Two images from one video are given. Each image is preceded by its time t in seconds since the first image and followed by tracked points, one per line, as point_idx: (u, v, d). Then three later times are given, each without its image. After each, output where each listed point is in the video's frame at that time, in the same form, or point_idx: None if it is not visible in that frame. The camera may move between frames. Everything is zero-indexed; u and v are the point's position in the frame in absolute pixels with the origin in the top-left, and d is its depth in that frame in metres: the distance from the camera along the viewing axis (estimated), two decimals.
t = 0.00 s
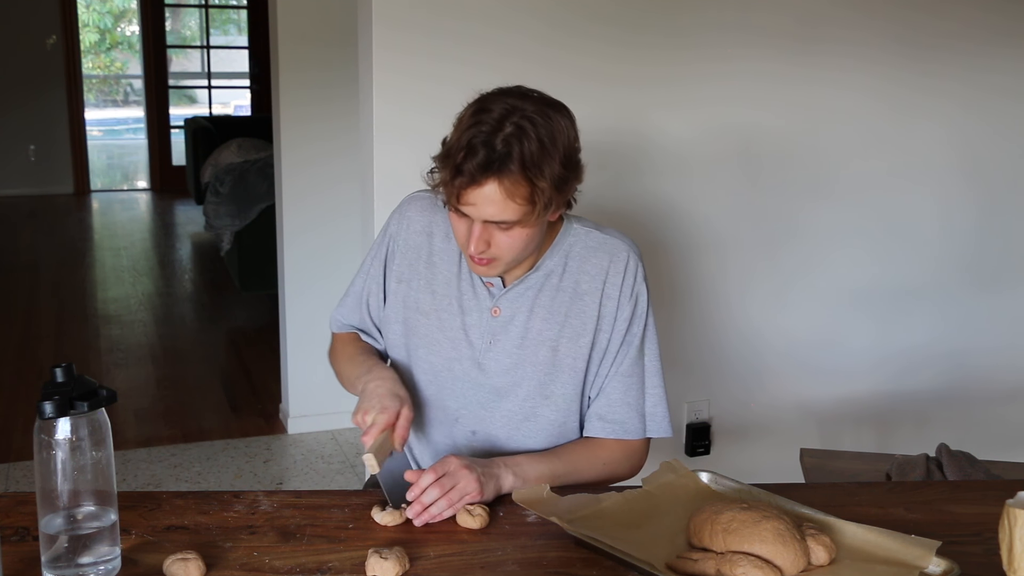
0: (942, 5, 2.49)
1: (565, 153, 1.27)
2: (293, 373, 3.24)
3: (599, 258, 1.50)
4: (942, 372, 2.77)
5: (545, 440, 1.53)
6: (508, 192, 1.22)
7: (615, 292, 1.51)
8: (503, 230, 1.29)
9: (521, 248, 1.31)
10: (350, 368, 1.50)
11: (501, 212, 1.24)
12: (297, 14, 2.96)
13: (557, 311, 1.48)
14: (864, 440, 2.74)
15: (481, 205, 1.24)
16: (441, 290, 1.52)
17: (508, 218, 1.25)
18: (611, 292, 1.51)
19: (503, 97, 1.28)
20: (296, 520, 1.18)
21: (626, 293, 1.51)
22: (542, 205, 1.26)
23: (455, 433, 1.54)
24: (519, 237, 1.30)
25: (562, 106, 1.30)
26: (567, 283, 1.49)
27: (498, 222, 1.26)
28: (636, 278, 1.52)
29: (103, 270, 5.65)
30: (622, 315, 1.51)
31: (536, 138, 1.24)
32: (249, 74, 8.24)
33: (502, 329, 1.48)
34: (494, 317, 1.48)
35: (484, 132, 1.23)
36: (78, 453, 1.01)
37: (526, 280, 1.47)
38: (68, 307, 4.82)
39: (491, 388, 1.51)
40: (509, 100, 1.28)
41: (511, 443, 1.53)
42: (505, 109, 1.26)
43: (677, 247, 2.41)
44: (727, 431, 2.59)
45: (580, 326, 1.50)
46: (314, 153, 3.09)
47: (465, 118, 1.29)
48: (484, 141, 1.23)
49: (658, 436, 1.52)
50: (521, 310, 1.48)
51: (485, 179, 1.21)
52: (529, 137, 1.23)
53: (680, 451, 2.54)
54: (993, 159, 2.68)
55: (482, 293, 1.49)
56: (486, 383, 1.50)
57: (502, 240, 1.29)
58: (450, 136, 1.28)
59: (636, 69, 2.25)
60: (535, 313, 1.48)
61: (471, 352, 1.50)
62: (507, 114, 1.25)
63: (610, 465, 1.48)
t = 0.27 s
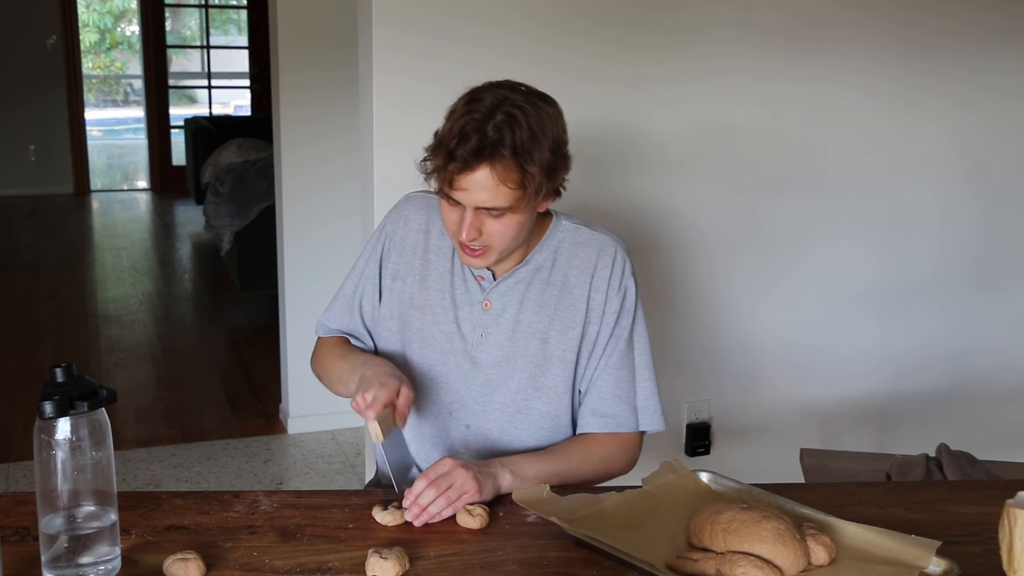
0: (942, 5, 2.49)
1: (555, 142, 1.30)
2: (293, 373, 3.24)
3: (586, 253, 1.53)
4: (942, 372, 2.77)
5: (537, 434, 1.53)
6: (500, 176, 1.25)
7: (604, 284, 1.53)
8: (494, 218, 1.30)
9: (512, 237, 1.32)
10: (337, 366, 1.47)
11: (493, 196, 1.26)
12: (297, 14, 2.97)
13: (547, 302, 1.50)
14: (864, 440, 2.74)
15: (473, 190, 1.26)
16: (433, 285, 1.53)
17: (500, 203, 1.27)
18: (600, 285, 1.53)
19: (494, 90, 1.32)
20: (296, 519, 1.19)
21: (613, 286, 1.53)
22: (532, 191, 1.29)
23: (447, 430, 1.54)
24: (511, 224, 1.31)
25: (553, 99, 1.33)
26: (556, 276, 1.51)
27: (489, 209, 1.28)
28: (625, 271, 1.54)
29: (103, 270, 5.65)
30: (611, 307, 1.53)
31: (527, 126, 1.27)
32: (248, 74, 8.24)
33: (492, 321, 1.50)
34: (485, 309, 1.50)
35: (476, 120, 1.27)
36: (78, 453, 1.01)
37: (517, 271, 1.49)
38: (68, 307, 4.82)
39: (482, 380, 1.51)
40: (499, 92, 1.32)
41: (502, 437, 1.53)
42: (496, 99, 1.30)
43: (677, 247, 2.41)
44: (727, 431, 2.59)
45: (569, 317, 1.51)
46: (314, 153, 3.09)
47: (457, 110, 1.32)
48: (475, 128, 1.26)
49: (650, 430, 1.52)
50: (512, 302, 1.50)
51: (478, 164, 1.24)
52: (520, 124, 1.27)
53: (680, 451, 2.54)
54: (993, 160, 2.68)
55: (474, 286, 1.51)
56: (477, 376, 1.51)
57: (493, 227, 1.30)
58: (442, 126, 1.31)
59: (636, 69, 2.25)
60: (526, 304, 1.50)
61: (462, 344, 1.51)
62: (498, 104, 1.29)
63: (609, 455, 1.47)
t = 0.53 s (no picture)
0: (942, 5, 2.49)
1: (541, 135, 1.33)
2: (293, 373, 3.24)
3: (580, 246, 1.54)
4: (942, 372, 2.77)
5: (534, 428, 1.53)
6: (490, 170, 1.27)
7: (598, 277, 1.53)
8: (485, 212, 1.32)
9: (502, 232, 1.34)
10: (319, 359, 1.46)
11: (483, 190, 1.28)
12: (298, 14, 2.97)
13: (542, 295, 1.51)
14: (864, 440, 2.74)
15: (464, 185, 1.28)
16: (428, 284, 1.54)
17: (490, 197, 1.29)
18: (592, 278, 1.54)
19: (482, 87, 1.35)
20: (296, 519, 1.19)
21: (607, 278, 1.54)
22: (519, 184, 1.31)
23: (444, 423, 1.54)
24: (501, 218, 1.33)
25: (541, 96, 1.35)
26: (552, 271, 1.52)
27: (479, 203, 1.30)
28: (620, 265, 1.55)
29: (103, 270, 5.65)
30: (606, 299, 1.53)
31: (512, 119, 1.29)
32: (248, 74, 8.23)
33: (486, 315, 1.51)
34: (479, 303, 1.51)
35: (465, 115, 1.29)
36: (78, 454, 1.01)
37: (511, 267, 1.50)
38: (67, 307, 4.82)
39: (478, 376, 1.51)
40: (485, 88, 1.34)
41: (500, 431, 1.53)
42: (482, 95, 1.32)
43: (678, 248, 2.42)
44: (727, 431, 2.59)
45: (564, 311, 1.52)
46: (314, 153, 3.09)
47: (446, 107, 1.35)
48: (464, 122, 1.28)
49: (646, 421, 1.52)
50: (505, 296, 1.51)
51: (467, 158, 1.26)
52: (507, 119, 1.29)
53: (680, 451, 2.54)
54: (993, 160, 2.67)
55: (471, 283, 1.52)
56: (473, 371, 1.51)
57: (485, 222, 1.32)
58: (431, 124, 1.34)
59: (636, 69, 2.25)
60: (520, 298, 1.50)
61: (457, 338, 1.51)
62: (487, 99, 1.31)
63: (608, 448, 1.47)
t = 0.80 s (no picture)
0: (941, 5, 2.49)
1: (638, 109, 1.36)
2: (292, 373, 3.24)
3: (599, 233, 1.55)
4: (942, 372, 2.77)
5: (574, 419, 1.51)
6: (615, 145, 1.29)
7: (620, 264, 1.55)
8: (601, 190, 1.34)
9: (610, 211, 1.37)
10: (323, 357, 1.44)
11: (606, 167, 1.30)
12: (298, 14, 2.97)
13: (582, 285, 1.50)
14: (864, 440, 2.74)
15: (590, 162, 1.29)
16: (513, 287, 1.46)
17: (611, 173, 1.31)
18: (616, 265, 1.55)
19: (565, 64, 1.36)
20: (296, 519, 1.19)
21: (627, 264, 1.56)
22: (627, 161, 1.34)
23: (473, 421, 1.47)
24: (610, 197, 1.35)
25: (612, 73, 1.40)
26: (588, 259, 1.50)
27: (600, 180, 1.32)
28: (636, 251, 1.59)
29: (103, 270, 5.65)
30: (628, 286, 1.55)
31: (622, 93, 1.32)
32: (248, 74, 8.23)
33: (527, 307, 1.46)
34: (517, 295, 1.46)
35: (581, 89, 1.30)
36: (78, 453, 1.01)
37: (548, 256, 1.46)
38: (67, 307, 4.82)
39: (522, 369, 1.46)
40: (583, 62, 1.35)
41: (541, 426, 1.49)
42: (584, 69, 1.33)
43: (677, 247, 2.42)
44: (727, 431, 2.59)
45: (600, 299, 1.51)
46: (314, 153, 3.09)
47: (539, 84, 1.35)
48: (585, 96, 1.29)
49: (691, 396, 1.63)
50: (544, 286, 1.47)
51: (595, 134, 1.27)
52: (619, 93, 1.32)
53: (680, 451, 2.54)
54: (994, 160, 2.67)
55: (505, 274, 1.45)
56: (514, 365, 1.46)
57: (599, 200, 1.34)
58: (535, 101, 1.33)
59: (635, 70, 2.25)
60: (562, 287, 1.48)
61: (494, 332, 1.45)
62: (590, 74, 1.32)
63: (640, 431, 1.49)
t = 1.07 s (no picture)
0: (941, 5, 2.49)
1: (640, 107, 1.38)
2: (292, 373, 3.24)
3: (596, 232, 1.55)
4: (942, 372, 2.77)
5: (572, 419, 1.51)
6: (623, 142, 1.30)
7: (617, 263, 1.56)
8: (608, 189, 1.34)
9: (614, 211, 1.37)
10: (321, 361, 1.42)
11: (616, 164, 1.30)
12: (298, 14, 2.97)
13: (580, 284, 1.50)
14: (864, 440, 2.74)
15: (601, 160, 1.29)
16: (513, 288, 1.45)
17: (619, 170, 1.32)
18: (614, 264, 1.55)
19: (568, 64, 1.36)
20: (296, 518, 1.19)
21: (625, 263, 1.57)
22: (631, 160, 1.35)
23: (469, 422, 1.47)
24: (617, 195, 1.36)
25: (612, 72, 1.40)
26: (586, 258, 1.50)
27: (608, 179, 1.32)
28: (633, 249, 1.59)
29: (103, 270, 5.65)
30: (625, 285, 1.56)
31: (628, 91, 1.33)
32: (248, 74, 8.22)
33: (525, 308, 1.45)
34: (517, 295, 1.45)
35: (587, 88, 1.30)
36: (78, 453, 1.01)
37: (546, 256, 1.46)
38: (67, 307, 4.82)
39: (520, 370, 1.46)
40: (583, 62, 1.36)
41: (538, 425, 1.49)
42: (587, 68, 1.34)
43: (678, 247, 2.42)
44: (727, 431, 2.59)
45: (598, 298, 1.51)
46: (314, 154, 3.08)
47: (544, 84, 1.34)
48: (592, 95, 1.29)
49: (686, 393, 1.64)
50: (543, 286, 1.47)
51: (605, 131, 1.28)
52: (624, 90, 1.32)
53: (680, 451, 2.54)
54: (994, 160, 2.67)
55: (502, 275, 1.45)
56: (512, 366, 1.45)
57: (607, 199, 1.34)
58: (540, 102, 1.32)
59: (635, 70, 2.26)
60: (560, 286, 1.48)
61: (492, 332, 1.44)
62: (594, 73, 1.32)
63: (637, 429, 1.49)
